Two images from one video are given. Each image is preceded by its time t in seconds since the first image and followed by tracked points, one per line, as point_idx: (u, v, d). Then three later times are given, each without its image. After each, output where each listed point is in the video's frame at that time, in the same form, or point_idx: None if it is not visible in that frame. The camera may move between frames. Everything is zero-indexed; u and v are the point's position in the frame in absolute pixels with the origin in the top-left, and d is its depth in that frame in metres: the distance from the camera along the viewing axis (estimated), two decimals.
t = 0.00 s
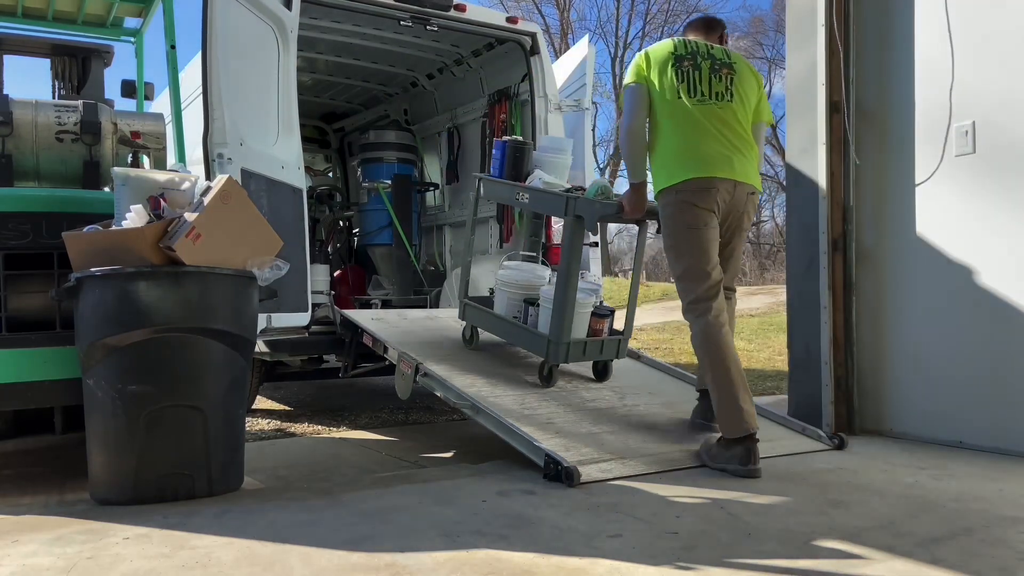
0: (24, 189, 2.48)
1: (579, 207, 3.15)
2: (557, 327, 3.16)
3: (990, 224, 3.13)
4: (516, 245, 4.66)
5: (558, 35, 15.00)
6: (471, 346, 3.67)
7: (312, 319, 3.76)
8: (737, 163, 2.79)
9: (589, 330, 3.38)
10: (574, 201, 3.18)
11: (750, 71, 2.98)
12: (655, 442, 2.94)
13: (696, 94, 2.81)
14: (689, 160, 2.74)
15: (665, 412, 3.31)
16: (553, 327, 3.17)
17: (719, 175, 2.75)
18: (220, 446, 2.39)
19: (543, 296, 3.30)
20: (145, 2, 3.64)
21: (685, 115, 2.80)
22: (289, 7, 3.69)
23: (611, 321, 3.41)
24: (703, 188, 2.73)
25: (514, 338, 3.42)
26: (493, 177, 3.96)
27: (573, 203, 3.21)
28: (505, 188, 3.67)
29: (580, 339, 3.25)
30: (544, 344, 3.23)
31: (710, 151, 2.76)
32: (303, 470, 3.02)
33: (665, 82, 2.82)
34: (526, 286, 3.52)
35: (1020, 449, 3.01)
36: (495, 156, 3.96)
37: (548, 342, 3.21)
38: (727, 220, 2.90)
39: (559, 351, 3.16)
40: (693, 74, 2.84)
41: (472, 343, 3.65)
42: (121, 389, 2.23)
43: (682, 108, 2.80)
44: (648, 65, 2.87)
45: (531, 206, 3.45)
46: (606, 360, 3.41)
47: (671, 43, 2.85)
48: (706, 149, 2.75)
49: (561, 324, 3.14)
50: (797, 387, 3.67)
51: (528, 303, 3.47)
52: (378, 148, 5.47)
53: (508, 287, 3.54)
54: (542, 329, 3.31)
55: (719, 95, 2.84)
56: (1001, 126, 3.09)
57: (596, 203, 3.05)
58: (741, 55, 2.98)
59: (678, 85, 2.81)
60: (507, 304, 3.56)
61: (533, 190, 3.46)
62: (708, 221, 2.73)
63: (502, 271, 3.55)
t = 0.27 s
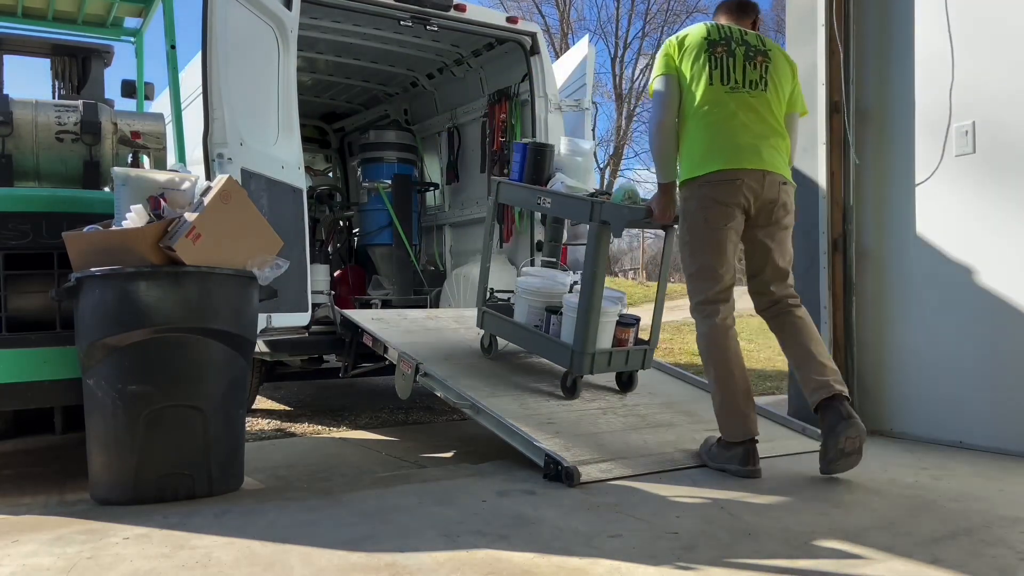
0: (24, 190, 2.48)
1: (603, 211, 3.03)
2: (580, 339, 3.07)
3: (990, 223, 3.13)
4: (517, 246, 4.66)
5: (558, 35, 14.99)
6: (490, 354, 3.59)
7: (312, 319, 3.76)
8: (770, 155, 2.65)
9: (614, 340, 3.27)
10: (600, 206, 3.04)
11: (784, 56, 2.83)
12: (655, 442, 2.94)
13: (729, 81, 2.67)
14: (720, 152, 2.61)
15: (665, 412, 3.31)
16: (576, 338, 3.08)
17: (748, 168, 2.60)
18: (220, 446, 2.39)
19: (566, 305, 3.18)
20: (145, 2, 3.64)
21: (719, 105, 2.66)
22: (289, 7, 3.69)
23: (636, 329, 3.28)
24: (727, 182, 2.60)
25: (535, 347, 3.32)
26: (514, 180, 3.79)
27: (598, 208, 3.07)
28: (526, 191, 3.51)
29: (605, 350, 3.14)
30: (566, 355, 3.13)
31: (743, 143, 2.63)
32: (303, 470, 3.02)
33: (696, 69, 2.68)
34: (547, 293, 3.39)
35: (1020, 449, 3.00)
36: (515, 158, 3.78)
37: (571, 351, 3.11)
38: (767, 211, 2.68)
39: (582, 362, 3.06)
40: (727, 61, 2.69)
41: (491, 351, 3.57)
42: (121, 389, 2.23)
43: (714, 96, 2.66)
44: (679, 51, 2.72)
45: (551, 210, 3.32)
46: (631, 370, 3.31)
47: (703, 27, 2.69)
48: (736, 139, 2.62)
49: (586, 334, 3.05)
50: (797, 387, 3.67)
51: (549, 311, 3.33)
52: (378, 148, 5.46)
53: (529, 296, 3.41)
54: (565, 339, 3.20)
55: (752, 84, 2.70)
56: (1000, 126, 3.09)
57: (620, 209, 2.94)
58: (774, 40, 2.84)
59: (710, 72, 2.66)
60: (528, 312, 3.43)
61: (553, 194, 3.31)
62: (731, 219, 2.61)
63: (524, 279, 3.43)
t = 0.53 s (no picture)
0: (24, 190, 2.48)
1: (636, 218, 2.92)
2: (611, 352, 2.98)
3: (990, 223, 3.14)
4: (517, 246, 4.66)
5: (558, 35, 14.99)
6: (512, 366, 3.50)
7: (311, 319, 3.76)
8: (824, 148, 2.54)
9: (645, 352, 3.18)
10: (632, 213, 2.94)
11: (831, 47, 2.73)
12: (655, 442, 2.94)
13: (780, 71, 2.56)
14: (771, 144, 2.51)
15: (665, 412, 3.31)
16: (606, 352, 2.99)
17: (802, 162, 2.50)
18: (220, 446, 2.39)
19: (597, 315, 3.10)
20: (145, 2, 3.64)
21: (771, 96, 2.55)
22: (289, 7, 3.69)
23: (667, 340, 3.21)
24: (780, 182, 2.50)
25: (563, 359, 3.26)
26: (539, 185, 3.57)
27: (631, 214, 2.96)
28: (555, 198, 3.37)
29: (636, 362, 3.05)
30: (596, 367, 3.06)
31: (795, 136, 2.53)
32: (303, 470, 3.01)
33: (743, 61, 2.57)
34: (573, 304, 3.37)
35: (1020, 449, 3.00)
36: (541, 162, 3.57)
37: (601, 364, 3.03)
38: (825, 206, 2.58)
39: (612, 376, 2.98)
40: (776, 51, 2.59)
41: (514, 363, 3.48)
42: (121, 389, 2.23)
43: (764, 88, 2.55)
44: (725, 41, 2.61)
45: (580, 216, 3.22)
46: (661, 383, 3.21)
47: (750, 18, 2.59)
48: (788, 132, 2.51)
49: (616, 345, 2.96)
50: (798, 387, 3.67)
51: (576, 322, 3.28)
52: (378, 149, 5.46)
53: (556, 306, 3.39)
54: (596, 351, 3.12)
55: (803, 74, 2.59)
56: (1001, 126, 3.09)
57: (653, 217, 2.83)
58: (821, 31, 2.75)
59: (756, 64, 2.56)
60: (554, 323, 3.39)
61: (581, 199, 3.20)
62: (779, 217, 2.52)
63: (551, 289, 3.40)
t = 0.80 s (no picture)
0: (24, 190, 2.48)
1: (674, 227, 2.72)
2: (647, 368, 2.81)
3: (991, 224, 3.14)
4: (517, 246, 4.66)
5: (558, 35, 14.98)
6: (538, 378, 3.36)
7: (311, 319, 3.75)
8: (886, 141, 2.45)
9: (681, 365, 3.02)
10: (669, 220, 2.75)
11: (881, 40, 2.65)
12: (655, 442, 2.94)
13: (838, 61, 2.46)
14: (831, 138, 2.40)
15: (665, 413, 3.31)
16: (642, 368, 2.82)
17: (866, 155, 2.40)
18: (220, 446, 2.39)
19: (630, 327, 2.94)
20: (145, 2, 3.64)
21: (831, 86, 2.44)
22: (289, 6, 3.69)
23: (704, 352, 3.06)
24: (841, 177, 2.39)
25: (593, 374, 3.10)
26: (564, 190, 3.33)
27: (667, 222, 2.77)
28: (582, 204, 3.17)
29: (673, 378, 2.89)
30: (632, 383, 2.89)
31: (856, 129, 2.42)
32: (303, 470, 3.01)
33: (800, 50, 2.46)
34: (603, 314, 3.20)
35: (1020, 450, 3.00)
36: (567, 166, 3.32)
37: (637, 380, 2.87)
38: (875, 206, 2.49)
39: (649, 393, 2.82)
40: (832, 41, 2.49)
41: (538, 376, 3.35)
42: (121, 389, 2.23)
43: (822, 78, 2.44)
44: (778, 30, 2.50)
45: (610, 224, 3.02)
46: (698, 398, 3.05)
47: (802, 7, 2.50)
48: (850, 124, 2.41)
49: (653, 358, 2.79)
50: (798, 387, 3.67)
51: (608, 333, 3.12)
52: (378, 149, 5.46)
53: (585, 317, 3.22)
54: (630, 366, 2.95)
55: (860, 65, 2.50)
56: (1001, 126, 3.09)
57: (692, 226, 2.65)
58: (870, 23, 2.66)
59: (811, 53, 2.45)
60: (584, 335, 3.23)
61: (613, 205, 3.01)
62: (834, 215, 2.41)
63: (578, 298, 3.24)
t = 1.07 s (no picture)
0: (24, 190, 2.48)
1: (710, 233, 2.59)
2: (680, 382, 2.66)
3: (991, 224, 3.13)
4: (517, 246, 4.66)
5: (558, 35, 14.99)
6: (562, 391, 3.27)
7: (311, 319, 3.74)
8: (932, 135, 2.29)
9: (715, 379, 2.86)
10: (705, 227, 2.61)
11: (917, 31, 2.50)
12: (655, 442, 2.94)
13: (881, 50, 2.30)
14: (879, 129, 2.22)
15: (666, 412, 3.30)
16: (676, 381, 2.66)
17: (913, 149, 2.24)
18: (220, 446, 2.39)
19: (662, 338, 2.78)
20: (145, 2, 3.64)
21: (875, 76, 2.27)
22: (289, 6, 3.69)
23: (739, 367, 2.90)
24: (886, 169, 2.22)
25: (622, 387, 2.95)
26: (591, 195, 3.18)
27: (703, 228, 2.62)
28: (611, 209, 3.01)
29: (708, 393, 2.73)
30: (664, 398, 2.72)
31: (904, 120, 2.25)
32: (303, 470, 3.01)
33: (839, 39, 2.29)
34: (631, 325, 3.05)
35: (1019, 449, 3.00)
36: (594, 170, 3.18)
37: (669, 394, 2.70)
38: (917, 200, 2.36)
39: (682, 407, 2.66)
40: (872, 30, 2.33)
41: (562, 387, 3.25)
42: (121, 389, 2.23)
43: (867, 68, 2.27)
44: (817, 18, 2.32)
45: (642, 230, 2.86)
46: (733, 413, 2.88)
47: None
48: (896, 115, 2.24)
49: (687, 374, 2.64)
50: (798, 386, 3.66)
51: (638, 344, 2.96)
52: (378, 149, 5.46)
53: (613, 326, 3.07)
54: (662, 380, 2.78)
55: (901, 55, 2.34)
56: (1001, 126, 3.08)
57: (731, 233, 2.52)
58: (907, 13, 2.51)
59: (853, 43, 2.27)
60: (612, 345, 3.08)
61: (644, 211, 2.85)
62: (879, 208, 2.23)
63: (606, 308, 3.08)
